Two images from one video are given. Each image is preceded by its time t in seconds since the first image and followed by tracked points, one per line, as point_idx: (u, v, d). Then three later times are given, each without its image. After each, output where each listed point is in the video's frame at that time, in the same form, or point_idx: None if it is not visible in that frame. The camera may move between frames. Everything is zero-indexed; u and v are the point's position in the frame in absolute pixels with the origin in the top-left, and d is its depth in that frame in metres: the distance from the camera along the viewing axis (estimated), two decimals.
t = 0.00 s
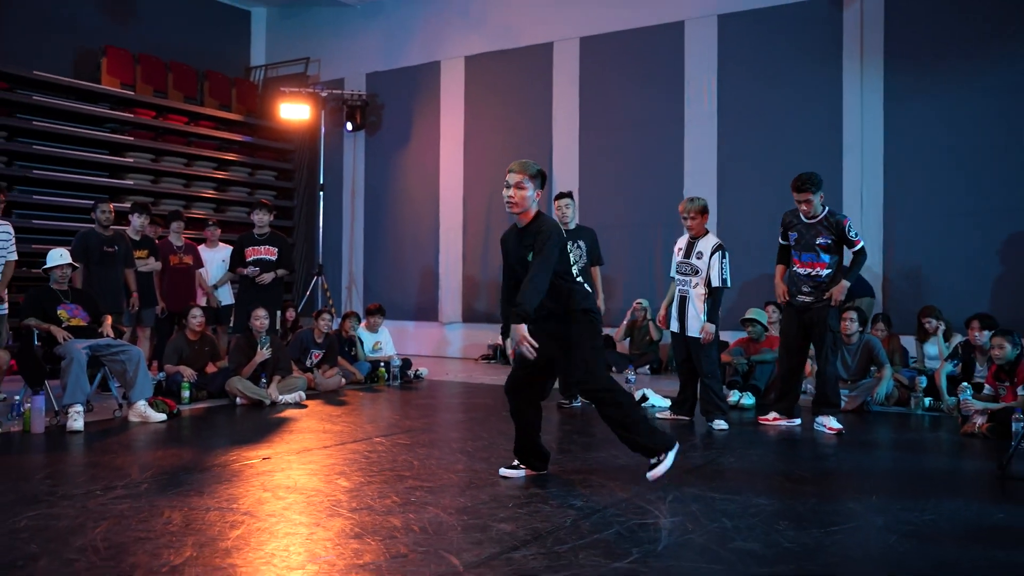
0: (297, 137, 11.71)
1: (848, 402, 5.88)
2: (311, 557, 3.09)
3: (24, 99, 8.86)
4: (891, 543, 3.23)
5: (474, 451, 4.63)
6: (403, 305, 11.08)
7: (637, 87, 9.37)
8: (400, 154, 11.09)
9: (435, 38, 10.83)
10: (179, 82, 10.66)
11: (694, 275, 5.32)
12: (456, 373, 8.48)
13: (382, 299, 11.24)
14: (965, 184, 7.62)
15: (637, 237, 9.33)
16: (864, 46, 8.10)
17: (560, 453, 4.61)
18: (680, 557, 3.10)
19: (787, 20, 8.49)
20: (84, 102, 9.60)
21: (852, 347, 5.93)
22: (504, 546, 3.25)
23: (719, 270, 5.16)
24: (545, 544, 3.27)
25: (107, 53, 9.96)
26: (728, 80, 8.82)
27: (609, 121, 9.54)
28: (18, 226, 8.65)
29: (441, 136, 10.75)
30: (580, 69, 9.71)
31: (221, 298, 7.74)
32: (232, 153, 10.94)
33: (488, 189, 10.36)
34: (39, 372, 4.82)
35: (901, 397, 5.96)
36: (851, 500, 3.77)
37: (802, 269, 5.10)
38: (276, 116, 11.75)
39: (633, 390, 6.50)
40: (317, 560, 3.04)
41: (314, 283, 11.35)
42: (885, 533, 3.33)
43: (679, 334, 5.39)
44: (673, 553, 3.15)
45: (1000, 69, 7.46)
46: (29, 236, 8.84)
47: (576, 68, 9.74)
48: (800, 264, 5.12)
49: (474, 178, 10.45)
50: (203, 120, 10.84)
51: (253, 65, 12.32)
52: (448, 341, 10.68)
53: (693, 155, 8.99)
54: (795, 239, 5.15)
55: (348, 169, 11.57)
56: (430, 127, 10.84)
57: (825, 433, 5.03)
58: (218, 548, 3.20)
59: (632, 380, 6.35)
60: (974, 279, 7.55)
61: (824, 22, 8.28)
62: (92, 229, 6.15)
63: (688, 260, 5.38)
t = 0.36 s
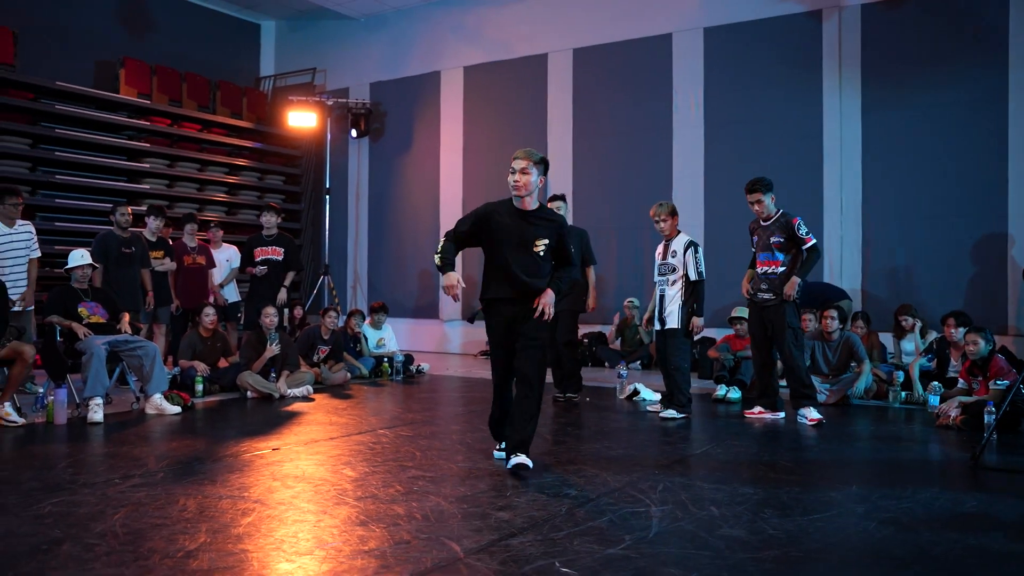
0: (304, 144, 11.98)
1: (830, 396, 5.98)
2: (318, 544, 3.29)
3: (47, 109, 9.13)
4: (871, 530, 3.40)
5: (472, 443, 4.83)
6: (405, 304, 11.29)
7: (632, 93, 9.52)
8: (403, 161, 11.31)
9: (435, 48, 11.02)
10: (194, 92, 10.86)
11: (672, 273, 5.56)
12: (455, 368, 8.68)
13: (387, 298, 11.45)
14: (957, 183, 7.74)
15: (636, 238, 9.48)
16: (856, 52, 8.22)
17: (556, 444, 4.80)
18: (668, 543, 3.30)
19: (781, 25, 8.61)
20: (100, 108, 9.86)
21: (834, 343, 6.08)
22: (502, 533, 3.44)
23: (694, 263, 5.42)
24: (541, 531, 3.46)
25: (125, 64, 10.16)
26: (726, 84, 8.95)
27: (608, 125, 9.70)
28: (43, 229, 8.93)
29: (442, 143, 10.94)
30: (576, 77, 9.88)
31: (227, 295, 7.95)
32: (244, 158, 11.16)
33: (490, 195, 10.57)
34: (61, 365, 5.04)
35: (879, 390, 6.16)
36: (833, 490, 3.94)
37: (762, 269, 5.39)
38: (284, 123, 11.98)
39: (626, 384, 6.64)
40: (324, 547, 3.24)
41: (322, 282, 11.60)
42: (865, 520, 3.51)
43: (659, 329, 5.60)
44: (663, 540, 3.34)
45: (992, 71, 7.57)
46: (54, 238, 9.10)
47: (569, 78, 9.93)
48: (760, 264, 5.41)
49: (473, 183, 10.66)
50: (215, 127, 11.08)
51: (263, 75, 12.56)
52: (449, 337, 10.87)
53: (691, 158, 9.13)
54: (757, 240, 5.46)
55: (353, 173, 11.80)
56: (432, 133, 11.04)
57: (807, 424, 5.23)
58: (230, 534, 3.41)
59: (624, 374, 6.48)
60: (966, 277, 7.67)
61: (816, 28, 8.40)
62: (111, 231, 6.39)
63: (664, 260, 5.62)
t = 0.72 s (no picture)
0: (334, 145, 12.08)
1: (860, 398, 5.92)
2: (349, 543, 3.31)
3: (82, 111, 9.26)
4: (902, 533, 3.36)
5: (502, 443, 4.84)
6: (433, 302, 11.33)
7: (661, 93, 9.50)
8: (432, 162, 11.35)
9: (465, 49, 11.04)
10: (226, 94, 10.95)
11: (690, 274, 5.55)
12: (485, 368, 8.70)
13: (415, 298, 11.50)
14: (989, 184, 7.66)
15: (662, 238, 9.45)
16: (889, 50, 8.14)
17: (585, 445, 4.79)
18: (697, 544, 3.29)
19: (813, 23, 8.54)
20: (131, 109, 9.97)
21: (867, 344, 6.02)
22: (531, 533, 3.45)
23: (711, 263, 5.41)
24: (570, 531, 3.46)
25: (158, 67, 10.27)
26: (756, 82, 8.90)
27: (636, 124, 9.68)
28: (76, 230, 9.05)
29: (471, 143, 10.97)
30: (605, 76, 9.87)
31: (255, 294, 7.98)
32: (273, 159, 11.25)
33: (518, 195, 10.59)
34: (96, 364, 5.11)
35: (912, 391, 6.11)
36: (865, 492, 3.90)
37: (784, 268, 5.35)
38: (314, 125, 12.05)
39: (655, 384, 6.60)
40: (354, 546, 3.26)
41: (350, 282, 11.69)
42: (897, 524, 3.47)
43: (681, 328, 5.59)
44: (691, 540, 3.34)
45: None
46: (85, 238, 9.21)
47: (598, 78, 9.93)
48: (783, 264, 5.38)
49: (504, 183, 10.66)
50: (246, 128, 11.16)
51: (293, 76, 12.65)
52: (476, 336, 10.91)
53: (720, 157, 9.09)
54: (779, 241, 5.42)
55: (382, 174, 11.86)
56: (461, 134, 11.07)
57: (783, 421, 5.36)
58: (262, 532, 3.44)
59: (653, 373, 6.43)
60: (999, 279, 7.58)
61: (849, 26, 8.33)
62: (144, 231, 6.45)
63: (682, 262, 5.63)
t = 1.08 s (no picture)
0: (340, 145, 12.08)
1: (868, 397, 5.89)
2: (354, 543, 3.31)
3: (89, 112, 9.29)
4: (910, 533, 3.36)
5: (508, 443, 4.84)
6: (439, 302, 11.34)
7: (667, 92, 9.50)
8: (438, 162, 11.36)
9: (471, 49, 11.04)
10: (231, 94, 11.00)
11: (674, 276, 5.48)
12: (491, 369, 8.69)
13: (421, 298, 11.50)
14: (997, 184, 7.63)
15: (668, 238, 9.45)
16: (896, 49, 8.12)
17: (591, 445, 4.79)
18: (703, 544, 3.29)
19: (819, 21, 8.52)
20: (138, 110, 10.00)
21: (874, 345, 6.00)
22: (537, 532, 3.45)
23: (693, 269, 5.35)
24: (575, 531, 3.46)
25: (165, 67, 10.33)
26: (763, 82, 8.88)
27: (641, 124, 9.67)
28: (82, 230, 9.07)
29: (477, 144, 10.97)
30: (611, 76, 9.86)
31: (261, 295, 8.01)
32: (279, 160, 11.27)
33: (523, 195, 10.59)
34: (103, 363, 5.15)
35: (920, 392, 6.07)
36: (873, 493, 3.89)
37: (783, 270, 5.41)
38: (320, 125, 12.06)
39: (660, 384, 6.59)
40: (360, 546, 3.26)
41: (356, 282, 11.69)
42: (904, 524, 3.46)
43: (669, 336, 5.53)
44: (698, 540, 3.33)
45: None
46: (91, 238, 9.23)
47: (603, 78, 9.92)
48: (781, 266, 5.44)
49: (510, 183, 10.65)
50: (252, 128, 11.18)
51: (299, 77, 12.67)
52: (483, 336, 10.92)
53: (727, 156, 9.08)
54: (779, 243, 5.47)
55: (388, 174, 11.87)
56: (466, 134, 11.07)
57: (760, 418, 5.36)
58: (268, 532, 3.45)
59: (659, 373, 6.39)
60: (1006, 278, 7.55)
61: (855, 25, 8.31)
62: (150, 231, 6.46)
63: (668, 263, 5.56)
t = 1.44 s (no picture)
0: (357, 146, 12.14)
1: (887, 398, 5.84)
2: (371, 542, 3.32)
3: (108, 114, 9.36)
4: (930, 536, 3.34)
5: (524, 443, 4.84)
6: (455, 301, 11.34)
7: (683, 91, 9.44)
8: (453, 162, 11.36)
9: (485, 50, 11.03)
10: (248, 95, 11.06)
11: (674, 274, 5.53)
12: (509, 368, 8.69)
13: (439, 297, 11.52)
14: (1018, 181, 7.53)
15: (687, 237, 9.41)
16: (915, 47, 8.03)
17: (608, 446, 4.79)
18: (721, 545, 3.27)
19: (836, 19, 8.43)
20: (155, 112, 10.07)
21: (892, 345, 5.97)
22: (553, 533, 3.45)
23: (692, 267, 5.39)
24: (592, 531, 3.45)
25: (184, 69, 10.34)
26: (780, 80, 8.82)
27: (657, 123, 9.62)
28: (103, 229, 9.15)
29: (493, 144, 10.96)
30: (627, 75, 9.82)
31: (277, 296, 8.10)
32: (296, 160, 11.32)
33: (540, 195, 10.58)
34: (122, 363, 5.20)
35: (940, 392, 6.01)
36: (892, 494, 3.86)
37: (788, 270, 5.36)
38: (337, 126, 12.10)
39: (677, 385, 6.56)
40: (377, 545, 3.27)
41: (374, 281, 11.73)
42: (924, 526, 3.44)
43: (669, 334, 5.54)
44: (715, 541, 3.31)
45: None
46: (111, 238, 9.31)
47: (619, 77, 9.88)
48: (787, 265, 5.38)
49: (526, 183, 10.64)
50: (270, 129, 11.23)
51: (315, 78, 12.72)
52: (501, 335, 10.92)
53: (744, 155, 9.02)
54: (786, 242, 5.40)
55: (404, 174, 11.89)
56: (482, 134, 11.07)
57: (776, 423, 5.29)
58: (286, 530, 3.47)
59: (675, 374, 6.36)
60: None
61: (874, 22, 8.22)
62: (168, 231, 6.51)
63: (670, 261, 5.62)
